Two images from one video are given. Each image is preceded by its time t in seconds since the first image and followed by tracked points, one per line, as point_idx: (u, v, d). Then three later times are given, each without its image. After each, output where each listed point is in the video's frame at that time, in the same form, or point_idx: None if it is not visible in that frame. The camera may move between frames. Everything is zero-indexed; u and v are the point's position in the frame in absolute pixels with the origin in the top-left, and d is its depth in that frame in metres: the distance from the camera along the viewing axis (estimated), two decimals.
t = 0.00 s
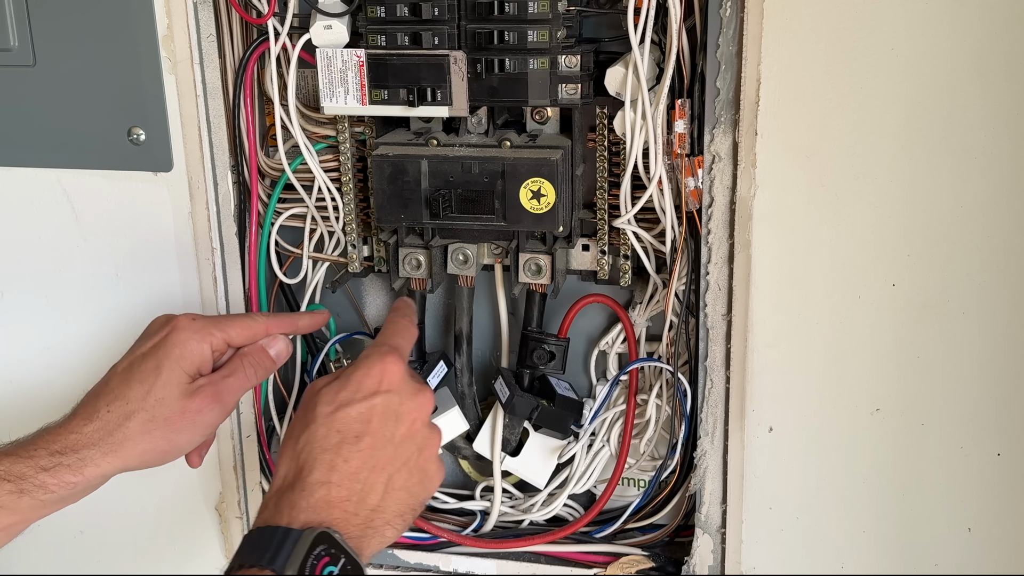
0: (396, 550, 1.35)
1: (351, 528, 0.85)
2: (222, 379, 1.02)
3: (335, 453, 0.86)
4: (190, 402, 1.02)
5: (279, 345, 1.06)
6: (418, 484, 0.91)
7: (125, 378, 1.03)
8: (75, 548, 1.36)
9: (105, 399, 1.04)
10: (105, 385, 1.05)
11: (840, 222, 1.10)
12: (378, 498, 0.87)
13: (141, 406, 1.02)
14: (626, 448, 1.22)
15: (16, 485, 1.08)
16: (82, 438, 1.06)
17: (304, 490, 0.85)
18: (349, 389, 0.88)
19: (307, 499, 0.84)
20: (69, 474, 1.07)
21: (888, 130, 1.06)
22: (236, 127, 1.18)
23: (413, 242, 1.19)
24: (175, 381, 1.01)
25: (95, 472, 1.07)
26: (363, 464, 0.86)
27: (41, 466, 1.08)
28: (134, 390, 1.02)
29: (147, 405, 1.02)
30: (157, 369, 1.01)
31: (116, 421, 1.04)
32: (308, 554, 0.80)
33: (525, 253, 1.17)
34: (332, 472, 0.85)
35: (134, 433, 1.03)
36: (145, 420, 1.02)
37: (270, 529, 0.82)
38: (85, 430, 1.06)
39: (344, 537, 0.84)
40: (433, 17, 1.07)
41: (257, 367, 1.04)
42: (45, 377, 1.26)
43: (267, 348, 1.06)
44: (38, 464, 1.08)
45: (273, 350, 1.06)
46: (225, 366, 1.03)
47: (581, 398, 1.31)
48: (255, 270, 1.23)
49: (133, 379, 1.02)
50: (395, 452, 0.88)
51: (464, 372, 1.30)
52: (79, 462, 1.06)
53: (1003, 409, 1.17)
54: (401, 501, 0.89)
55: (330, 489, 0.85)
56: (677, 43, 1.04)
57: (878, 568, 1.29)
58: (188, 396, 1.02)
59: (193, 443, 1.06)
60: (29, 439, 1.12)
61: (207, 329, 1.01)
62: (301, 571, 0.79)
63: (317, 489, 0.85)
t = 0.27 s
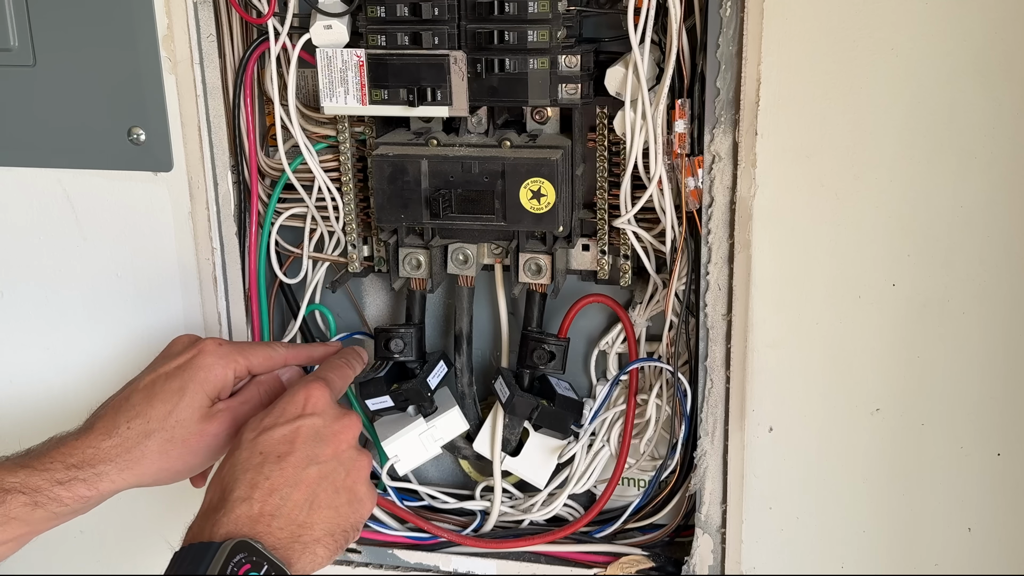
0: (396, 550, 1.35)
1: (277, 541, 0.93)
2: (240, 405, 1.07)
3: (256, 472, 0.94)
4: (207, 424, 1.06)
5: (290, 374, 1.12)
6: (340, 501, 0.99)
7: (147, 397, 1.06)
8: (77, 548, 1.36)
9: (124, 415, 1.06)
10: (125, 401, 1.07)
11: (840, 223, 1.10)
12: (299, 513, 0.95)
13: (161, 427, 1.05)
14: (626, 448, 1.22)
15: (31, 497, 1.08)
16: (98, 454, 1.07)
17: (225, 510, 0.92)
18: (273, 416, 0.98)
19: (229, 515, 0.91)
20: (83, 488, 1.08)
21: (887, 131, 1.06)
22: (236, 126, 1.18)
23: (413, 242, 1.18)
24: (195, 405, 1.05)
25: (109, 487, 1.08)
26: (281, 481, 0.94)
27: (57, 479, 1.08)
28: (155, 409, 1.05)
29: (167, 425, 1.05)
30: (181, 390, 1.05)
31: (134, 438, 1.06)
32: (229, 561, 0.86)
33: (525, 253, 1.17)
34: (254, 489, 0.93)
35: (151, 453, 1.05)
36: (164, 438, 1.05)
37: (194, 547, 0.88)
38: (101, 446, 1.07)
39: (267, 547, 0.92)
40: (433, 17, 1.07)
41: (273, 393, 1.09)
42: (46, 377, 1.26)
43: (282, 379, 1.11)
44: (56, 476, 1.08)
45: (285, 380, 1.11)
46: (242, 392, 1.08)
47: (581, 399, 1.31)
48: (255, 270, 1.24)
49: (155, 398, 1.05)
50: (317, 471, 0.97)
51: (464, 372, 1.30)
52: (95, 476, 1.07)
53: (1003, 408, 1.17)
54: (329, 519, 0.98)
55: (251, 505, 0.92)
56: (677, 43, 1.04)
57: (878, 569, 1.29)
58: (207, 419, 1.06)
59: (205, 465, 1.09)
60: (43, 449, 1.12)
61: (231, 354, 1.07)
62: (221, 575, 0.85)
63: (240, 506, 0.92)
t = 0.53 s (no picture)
0: (396, 550, 1.35)
1: (264, 537, 0.93)
2: (239, 400, 1.08)
3: (244, 469, 0.94)
4: (207, 421, 1.06)
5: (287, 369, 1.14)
6: (328, 501, 1.00)
7: (147, 394, 1.06)
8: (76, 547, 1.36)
9: (124, 411, 1.06)
10: (125, 397, 1.07)
11: (840, 223, 1.10)
12: (286, 510, 0.96)
13: (161, 424, 1.05)
14: (626, 448, 1.22)
15: (29, 493, 1.07)
16: (97, 450, 1.07)
17: (211, 506, 0.92)
18: (264, 414, 0.99)
19: (217, 511, 0.91)
20: (82, 484, 1.08)
21: (887, 131, 1.06)
22: (235, 126, 1.18)
23: (413, 242, 1.18)
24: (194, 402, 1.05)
25: (108, 483, 1.08)
26: (269, 477, 0.94)
27: (55, 475, 1.08)
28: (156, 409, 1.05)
29: (167, 422, 1.05)
30: (181, 388, 1.05)
31: (134, 435, 1.06)
32: (215, 556, 0.87)
33: (525, 253, 1.16)
34: (242, 486, 0.93)
35: (150, 449, 1.05)
36: (163, 435, 1.05)
37: (181, 540, 0.89)
38: (100, 442, 1.07)
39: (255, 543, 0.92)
40: (433, 17, 1.07)
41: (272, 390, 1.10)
42: (45, 377, 1.26)
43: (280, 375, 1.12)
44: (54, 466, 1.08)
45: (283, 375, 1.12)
46: (241, 389, 1.08)
47: (581, 399, 1.31)
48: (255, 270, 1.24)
49: (155, 395, 1.05)
50: (306, 469, 0.97)
51: (464, 372, 1.30)
52: (93, 472, 1.07)
53: (1003, 408, 1.18)
54: (316, 518, 0.99)
55: (237, 501, 0.92)
56: (677, 43, 1.04)
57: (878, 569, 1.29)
58: (206, 416, 1.06)
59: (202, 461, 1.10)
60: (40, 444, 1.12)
61: (231, 352, 1.07)
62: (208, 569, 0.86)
63: (227, 502, 0.92)
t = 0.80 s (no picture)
0: (396, 550, 1.35)
1: (257, 534, 0.94)
2: (236, 395, 1.08)
3: (238, 466, 0.94)
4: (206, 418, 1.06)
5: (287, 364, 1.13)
6: (322, 497, 1.00)
7: (145, 390, 1.06)
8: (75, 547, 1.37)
9: (124, 409, 1.07)
10: (124, 395, 1.08)
11: (840, 223, 1.10)
12: (279, 507, 0.96)
13: (159, 420, 1.05)
14: (626, 448, 1.22)
15: (30, 491, 1.06)
16: (96, 447, 1.07)
17: (205, 504, 0.92)
18: (258, 409, 0.98)
19: (210, 508, 0.91)
20: (83, 481, 1.07)
21: (887, 131, 1.06)
22: (236, 126, 1.18)
23: (413, 242, 1.18)
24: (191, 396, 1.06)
25: (109, 480, 1.08)
26: (262, 475, 0.94)
27: (56, 472, 1.07)
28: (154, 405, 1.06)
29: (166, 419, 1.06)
30: (177, 384, 1.06)
31: (133, 431, 1.06)
32: (209, 553, 0.87)
33: (525, 253, 1.17)
34: (235, 483, 0.93)
35: (150, 445, 1.06)
36: (161, 432, 1.06)
37: (175, 537, 0.89)
38: (100, 440, 1.07)
39: (247, 541, 0.92)
40: (433, 17, 1.07)
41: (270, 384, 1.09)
42: (46, 377, 1.26)
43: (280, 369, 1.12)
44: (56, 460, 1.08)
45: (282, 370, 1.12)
46: (239, 384, 1.09)
47: (581, 398, 1.31)
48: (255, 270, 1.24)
49: (153, 391, 1.06)
50: (299, 466, 0.97)
51: (464, 372, 1.30)
52: (96, 471, 1.06)
53: (1003, 408, 1.17)
54: (310, 514, 0.99)
55: (230, 499, 0.93)
56: (677, 43, 1.04)
57: (878, 569, 1.29)
58: (204, 411, 1.06)
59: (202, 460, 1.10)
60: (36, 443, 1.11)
61: (227, 346, 1.07)
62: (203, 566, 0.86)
63: (220, 499, 0.92)
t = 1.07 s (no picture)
0: (396, 550, 1.35)
1: (261, 534, 0.93)
2: (244, 397, 1.08)
3: (245, 466, 0.94)
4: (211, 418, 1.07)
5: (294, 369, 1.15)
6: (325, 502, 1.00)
7: (154, 389, 1.06)
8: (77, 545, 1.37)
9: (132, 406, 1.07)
10: (133, 393, 1.08)
11: (840, 223, 1.10)
12: (284, 508, 0.96)
13: (167, 417, 1.06)
14: (626, 448, 1.22)
15: (37, 487, 1.06)
16: (104, 444, 1.07)
17: (211, 503, 0.92)
18: (265, 411, 0.99)
19: (216, 506, 0.91)
20: (90, 478, 1.07)
21: (887, 131, 1.06)
22: (236, 126, 1.18)
23: (413, 242, 1.18)
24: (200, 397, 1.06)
25: (116, 477, 1.07)
26: (269, 474, 0.95)
27: (63, 468, 1.07)
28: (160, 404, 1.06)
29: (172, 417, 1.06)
30: (186, 384, 1.06)
31: (141, 428, 1.06)
32: (215, 550, 0.87)
33: (524, 253, 1.17)
34: (242, 483, 0.93)
35: (158, 442, 1.06)
36: (168, 430, 1.06)
37: (182, 533, 0.89)
38: (108, 437, 1.07)
39: (253, 539, 0.91)
40: (433, 17, 1.07)
41: (278, 388, 1.10)
42: (46, 378, 1.26)
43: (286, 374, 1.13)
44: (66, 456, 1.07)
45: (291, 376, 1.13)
46: (247, 387, 1.09)
47: (581, 398, 1.31)
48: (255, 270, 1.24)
49: (161, 390, 1.06)
50: (305, 469, 0.97)
51: (464, 372, 1.30)
52: (96, 470, 1.06)
53: (1002, 408, 1.17)
54: (314, 517, 0.99)
55: (237, 497, 0.92)
56: (677, 43, 1.04)
57: (877, 569, 1.29)
58: (212, 411, 1.07)
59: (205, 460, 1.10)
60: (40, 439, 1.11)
61: (238, 350, 1.08)
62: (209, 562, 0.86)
63: (227, 497, 0.92)
